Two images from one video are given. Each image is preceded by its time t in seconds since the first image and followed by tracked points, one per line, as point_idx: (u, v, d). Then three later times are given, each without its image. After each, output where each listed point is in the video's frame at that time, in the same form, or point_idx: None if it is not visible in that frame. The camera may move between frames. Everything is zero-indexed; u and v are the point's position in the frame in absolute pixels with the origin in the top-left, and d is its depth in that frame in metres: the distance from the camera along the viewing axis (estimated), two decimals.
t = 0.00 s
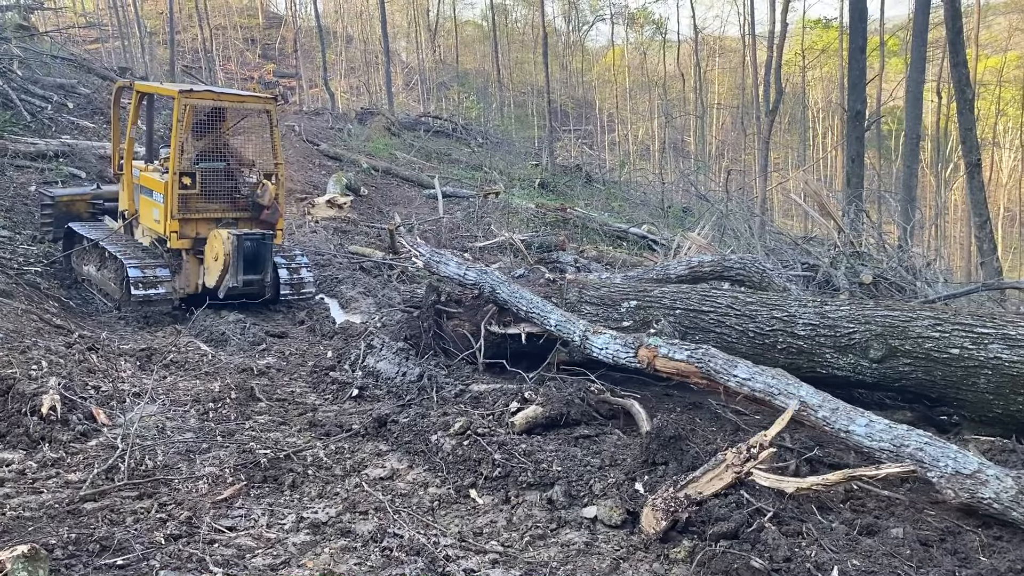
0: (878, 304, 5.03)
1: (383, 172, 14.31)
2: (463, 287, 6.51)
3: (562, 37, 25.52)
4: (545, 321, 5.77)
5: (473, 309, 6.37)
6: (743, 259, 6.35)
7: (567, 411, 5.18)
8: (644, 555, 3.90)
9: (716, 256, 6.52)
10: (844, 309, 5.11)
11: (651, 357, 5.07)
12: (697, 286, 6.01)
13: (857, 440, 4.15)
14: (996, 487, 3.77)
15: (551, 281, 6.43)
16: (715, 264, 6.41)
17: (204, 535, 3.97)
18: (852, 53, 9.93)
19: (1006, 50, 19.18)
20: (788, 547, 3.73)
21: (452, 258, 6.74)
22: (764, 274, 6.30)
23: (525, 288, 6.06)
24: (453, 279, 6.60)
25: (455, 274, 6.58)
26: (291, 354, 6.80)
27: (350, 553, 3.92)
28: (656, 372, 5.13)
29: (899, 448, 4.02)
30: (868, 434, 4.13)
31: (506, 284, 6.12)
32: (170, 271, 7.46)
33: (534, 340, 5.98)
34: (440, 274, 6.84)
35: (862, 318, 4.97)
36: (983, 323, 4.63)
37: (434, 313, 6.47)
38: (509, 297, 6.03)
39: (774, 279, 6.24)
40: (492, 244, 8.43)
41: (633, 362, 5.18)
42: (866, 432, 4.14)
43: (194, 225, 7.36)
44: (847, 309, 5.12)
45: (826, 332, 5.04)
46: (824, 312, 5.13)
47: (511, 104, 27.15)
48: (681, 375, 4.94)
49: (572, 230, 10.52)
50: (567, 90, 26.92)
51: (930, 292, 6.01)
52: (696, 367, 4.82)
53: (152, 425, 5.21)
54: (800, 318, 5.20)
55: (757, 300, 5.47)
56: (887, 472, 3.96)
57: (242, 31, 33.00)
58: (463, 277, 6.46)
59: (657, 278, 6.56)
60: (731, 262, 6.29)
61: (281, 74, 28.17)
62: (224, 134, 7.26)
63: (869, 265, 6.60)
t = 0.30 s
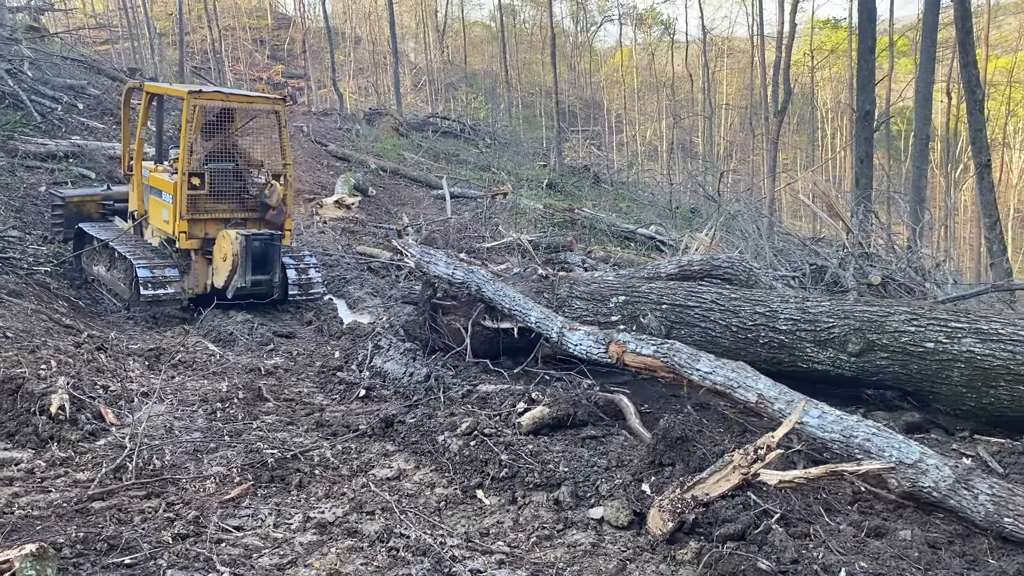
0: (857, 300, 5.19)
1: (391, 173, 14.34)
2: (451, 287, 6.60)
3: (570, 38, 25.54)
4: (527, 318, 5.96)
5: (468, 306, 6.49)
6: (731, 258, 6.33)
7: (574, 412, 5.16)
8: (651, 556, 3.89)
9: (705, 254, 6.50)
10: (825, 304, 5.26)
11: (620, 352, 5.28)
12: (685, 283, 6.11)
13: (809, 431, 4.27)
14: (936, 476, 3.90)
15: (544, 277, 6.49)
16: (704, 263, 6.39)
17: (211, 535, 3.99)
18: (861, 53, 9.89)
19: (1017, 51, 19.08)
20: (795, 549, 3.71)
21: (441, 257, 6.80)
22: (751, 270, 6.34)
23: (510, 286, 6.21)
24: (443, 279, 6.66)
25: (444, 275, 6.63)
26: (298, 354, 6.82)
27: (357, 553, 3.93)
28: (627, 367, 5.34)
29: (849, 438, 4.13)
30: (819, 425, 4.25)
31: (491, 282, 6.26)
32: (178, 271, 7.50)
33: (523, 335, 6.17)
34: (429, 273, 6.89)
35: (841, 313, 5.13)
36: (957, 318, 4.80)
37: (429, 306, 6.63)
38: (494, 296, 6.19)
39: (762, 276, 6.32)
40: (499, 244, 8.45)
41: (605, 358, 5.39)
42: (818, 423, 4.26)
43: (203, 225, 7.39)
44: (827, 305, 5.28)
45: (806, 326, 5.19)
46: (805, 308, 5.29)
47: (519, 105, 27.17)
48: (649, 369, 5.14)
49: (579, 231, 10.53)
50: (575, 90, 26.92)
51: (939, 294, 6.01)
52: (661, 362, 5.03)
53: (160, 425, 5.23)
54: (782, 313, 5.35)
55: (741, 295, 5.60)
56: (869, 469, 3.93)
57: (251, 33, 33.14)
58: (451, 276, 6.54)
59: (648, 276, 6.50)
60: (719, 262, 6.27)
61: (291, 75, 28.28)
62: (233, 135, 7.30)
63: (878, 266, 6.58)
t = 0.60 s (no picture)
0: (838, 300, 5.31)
1: (395, 175, 14.36)
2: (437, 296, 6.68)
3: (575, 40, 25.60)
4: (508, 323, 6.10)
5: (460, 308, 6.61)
6: (718, 260, 6.55)
7: (578, 414, 5.16)
8: (655, 559, 3.88)
9: (692, 257, 6.75)
10: (806, 304, 5.38)
11: (590, 356, 5.46)
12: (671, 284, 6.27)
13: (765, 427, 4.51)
14: (879, 470, 4.09)
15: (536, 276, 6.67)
16: (691, 265, 6.61)
17: (215, 537, 3.99)
18: (866, 55, 9.86)
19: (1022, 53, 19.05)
20: (800, 552, 3.70)
21: (426, 266, 6.83)
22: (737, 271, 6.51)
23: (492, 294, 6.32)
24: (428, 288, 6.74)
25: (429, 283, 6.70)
26: (303, 357, 6.83)
27: (360, 556, 3.93)
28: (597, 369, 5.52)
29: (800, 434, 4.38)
30: (774, 421, 4.48)
31: (474, 290, 6.37)
32: (183, 273, 7.51)
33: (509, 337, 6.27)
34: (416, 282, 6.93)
35: (821, 312, 5.24)
36: (934, 317, 4.90)
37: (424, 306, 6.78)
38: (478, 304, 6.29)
39: (748, 278, 6.37)
40: (504, 246, 8.47)
41: (576, 361, 5.55)
42: (773, 420, 4.48)
43: (208, 227, 7.41)
44: (809, 305, 5.40)
45: (788, 325, 5.30)
46: (787, 307, 5.40)
47: (523, 107, 27.19)
48: (617, 371, 5.34)
49: (583, 233, 10.53)
50: (579, 92, 26.94)
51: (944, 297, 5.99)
52: (628, 365, 5.23)
53: (164, 427, 5.24)
54: (764, 313, 5.46)
55: (726, 296, 5.70)
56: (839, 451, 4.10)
57: (256, 35, 33.23)
58: (437, 285, 6.57)
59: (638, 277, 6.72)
60: (706, 263, 6.49)
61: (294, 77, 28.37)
62: (238, 137, 7.30)
63: (883, 268, 6.57)
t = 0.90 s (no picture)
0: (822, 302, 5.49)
1: (398, 180, 14.39)
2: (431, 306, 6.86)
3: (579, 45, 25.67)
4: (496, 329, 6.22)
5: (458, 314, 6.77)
6: (705, 265, 6.78)
7: (581, 420, 5.16)
8: (658, 566, 3.86)
9: (680, 262, 6.96)
10: (791, 306, 5.55)
11: (574, 364, 5.56)
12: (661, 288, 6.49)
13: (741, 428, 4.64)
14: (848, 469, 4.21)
15: (530, 279, 6.94)
16: (680, 270, 6.82)
17: (218, 542, 3.99)
18: (870, 61, 9.87)
19: None
20: (804, 559, 3.68)
21: (419, 278, 7.04)
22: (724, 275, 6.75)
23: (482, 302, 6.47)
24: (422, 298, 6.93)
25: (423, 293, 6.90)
26: (306, 361, 6.84)
27: (363, 561, 3.92)
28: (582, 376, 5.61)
29: (775, 435, 4.49)
30: (749, 422, 4.62)
31: (465, 300, 6.51)
32: (187, 278, 7.55)
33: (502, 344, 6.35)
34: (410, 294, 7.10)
35: (805, 313, 5.41)
36: (914, 318, 5.04)
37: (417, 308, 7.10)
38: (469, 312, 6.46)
39: (733, 283, 6.63)
40: (508, 251, 8.49)
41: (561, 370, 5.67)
42: (748, 422, 4.62)
43: (212, 231, 7.43)
44: (794, 307, 5.57)
45: (773, 326, 5.45)
46: (771, 308, 5.58)
47: (526, 113, 27.26)
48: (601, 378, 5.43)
49: (587, 238, 10.55)
50: (582, 97, 26.99)
51: (949, 303, 5.98)
52: (610, 372, 5.32)
53: (167, 431, 5.24)
54: (750, 314, 5.63)
55: (713, 299, 5.90)
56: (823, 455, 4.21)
57: (260, 40, 33.36)
58: (430, 296, 6.80)
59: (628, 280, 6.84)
60: (694, 267, 6.72)
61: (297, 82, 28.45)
62: (243, 141, 7.32)
63: (887, 274, 6.56)
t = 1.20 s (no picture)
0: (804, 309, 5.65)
1: (404, 190, 14.43)
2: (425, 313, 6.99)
3: (586, 57, 25.77)
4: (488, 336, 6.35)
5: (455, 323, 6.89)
6: (694, 273, 6.91)
7: (587, 430, 5.14)
8: None
9: (668, 273, 7.04)
10: (773, 312, 5.72)
11: (561, 369, 5.69)
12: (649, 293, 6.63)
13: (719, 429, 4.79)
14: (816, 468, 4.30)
15: (523, 284, 6.98)
16: (670, 277, 6.96)
17: (222, 552, 3.98)
18: (876, 73, 9.89)
19: None
20: (811, 571, 3.64)
21: (414, 287, 7.14)
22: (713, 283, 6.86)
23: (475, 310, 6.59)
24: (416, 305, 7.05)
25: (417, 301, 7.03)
26: (311, 370, 6.84)
27: (368, 572, 3.91)
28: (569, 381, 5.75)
29: (750, 435, 4.63)
30: (724, 422, 4.77)
31: (458, 308, 6.65)
32: (194, 286, 7.56)
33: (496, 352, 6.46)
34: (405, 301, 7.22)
35: (787, 319, 5.57)
36: (892, 325, 5.20)
37: (412, 314, 7.22)
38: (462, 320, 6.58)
39: (721, 291, 6.73)
40: (513, 261, 8.52)
41: (549, 374, 5.80)
42: (724, 423, 4.77)
43: (219, 240, 7.47)
44: (777, 313, 5.72)
45: (756, 331, 5.61)
46: (754, 313, 5.75)
47: (532, 123, 27.34)
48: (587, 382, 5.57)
49: (592, 249, 10.57)
50: (587, 108, 27.06)
51: (956, 315, 5.97)
52: (595, 376, 5.46)
53: (173, 440, 5.24)
54: (735, 319, 5.80)
55: (699, 305, 6.07)
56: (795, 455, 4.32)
57: (267, 50, 33.58)
58: (425, 304, 6.90)
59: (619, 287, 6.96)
60: (683, 275, 6.86)
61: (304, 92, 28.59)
62: (250, 151, 7.35)
63: (894, 286, 6.56)
